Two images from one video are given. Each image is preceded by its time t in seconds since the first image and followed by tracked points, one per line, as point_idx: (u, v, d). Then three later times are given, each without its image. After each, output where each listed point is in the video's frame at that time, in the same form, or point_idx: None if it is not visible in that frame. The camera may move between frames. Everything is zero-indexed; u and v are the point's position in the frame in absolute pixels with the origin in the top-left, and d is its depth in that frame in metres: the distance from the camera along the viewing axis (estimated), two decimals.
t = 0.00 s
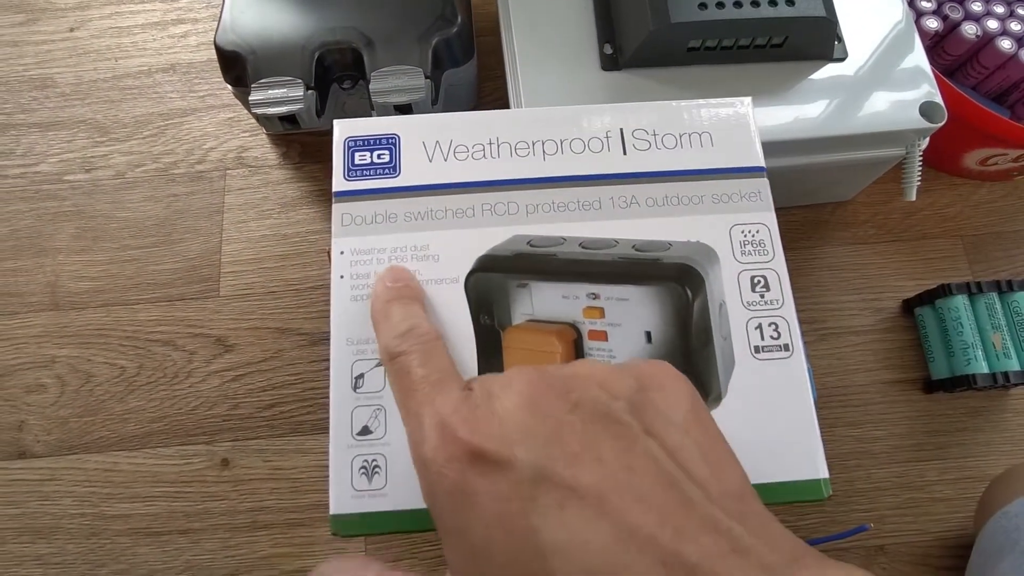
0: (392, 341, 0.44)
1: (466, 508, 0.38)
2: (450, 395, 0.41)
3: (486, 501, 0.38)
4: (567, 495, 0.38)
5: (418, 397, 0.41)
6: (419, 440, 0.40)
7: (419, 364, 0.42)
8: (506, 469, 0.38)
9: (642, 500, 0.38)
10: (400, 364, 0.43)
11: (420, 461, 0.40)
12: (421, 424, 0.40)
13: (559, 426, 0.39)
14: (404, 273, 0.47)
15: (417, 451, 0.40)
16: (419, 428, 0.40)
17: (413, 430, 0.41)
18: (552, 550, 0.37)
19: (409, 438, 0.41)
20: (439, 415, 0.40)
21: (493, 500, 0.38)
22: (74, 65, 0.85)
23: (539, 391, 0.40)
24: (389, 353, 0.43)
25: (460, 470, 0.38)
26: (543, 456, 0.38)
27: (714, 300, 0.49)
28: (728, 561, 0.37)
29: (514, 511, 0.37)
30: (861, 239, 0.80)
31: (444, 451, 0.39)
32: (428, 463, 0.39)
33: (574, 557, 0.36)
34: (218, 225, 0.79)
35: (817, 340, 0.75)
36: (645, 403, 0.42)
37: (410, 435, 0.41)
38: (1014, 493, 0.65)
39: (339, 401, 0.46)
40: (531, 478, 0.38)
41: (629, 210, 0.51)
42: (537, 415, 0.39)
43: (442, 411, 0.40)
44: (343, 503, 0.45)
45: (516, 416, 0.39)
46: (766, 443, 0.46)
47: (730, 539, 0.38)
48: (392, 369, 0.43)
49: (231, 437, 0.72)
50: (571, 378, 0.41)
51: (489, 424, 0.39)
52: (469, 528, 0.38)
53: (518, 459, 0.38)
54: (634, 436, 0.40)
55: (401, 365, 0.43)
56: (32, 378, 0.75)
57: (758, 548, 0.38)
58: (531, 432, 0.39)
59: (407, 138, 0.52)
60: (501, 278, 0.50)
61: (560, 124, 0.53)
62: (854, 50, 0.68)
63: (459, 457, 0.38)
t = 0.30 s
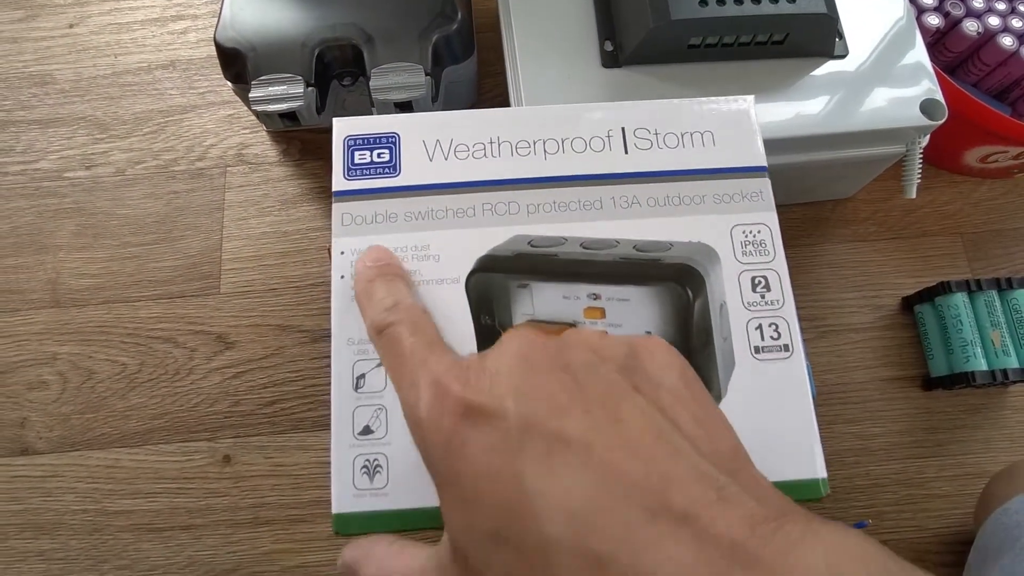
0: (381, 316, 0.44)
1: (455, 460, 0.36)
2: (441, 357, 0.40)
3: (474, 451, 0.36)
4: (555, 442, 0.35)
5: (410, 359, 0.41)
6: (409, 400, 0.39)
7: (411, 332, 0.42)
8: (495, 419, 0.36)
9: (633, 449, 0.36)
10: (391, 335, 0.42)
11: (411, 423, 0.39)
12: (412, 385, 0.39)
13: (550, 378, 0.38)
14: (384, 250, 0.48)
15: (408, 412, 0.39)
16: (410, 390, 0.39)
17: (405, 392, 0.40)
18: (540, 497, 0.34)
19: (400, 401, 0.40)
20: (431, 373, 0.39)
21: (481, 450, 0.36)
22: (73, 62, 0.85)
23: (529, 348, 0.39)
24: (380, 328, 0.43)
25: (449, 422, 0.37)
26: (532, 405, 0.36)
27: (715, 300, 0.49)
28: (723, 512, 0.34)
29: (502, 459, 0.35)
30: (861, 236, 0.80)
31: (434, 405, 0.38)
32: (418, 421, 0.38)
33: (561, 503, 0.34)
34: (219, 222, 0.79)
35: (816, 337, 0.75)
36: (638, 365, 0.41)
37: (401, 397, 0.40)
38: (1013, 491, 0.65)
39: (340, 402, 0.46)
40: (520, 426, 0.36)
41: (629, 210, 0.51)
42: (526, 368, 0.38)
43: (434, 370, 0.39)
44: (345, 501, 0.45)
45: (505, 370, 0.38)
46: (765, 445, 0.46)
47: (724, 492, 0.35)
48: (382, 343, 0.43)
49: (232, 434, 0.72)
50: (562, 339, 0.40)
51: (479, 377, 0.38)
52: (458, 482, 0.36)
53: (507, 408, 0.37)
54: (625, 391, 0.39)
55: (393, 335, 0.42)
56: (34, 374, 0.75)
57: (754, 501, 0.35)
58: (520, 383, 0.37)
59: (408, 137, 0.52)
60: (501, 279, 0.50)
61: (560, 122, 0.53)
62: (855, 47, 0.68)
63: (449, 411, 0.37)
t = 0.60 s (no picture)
0: (396, 291, 0.42)
1: (477, 433, 0.36)
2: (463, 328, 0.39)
3: (498, 425, 0.35)
4: (578, 418, 0.35)
5: (430, 329, 0.39)
6: (431, 373, 0.38)
7: (430, 304, 0.41)
8: (519, 392, 0.36)
9: (654, 428, 0.36)
10: (409, 306, 0.41)
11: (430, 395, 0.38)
12: (433, 356, 0.38)
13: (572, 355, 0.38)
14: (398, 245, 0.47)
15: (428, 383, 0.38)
16: (431, 360, 0.38)
17: (424, 363, 0.38)
18: (563, 472, 0.34)
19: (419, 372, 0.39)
20: (453, 344, 0.38)
21: (505, 423, 0.35)
22: (76, 60, 0.86)
23: (549, 323, 0.39)
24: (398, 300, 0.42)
25: (472, 393, 0.36)
26: (557, 380, 0.36)
27: (707, 292, 0.49)
28: (741, 491, 0.34)
29: (526, 433, 0.35)
30: (859, 235, 0.80)
31: (456, 376, 0.37)
32: (439, 393, 0.37)
33: (584, 479, 0.34)
34: (221, 220, 0.80)
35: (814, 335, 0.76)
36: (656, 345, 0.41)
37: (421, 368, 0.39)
38: (1008, 487, 0.66)
39: (338, 394, 0.46)
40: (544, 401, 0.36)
41: (623, 204, 0.50)
42: (550, 344, 0.38)
43: (456, 341, 0.38)
44: (344, 493, 0.45)
45: (529, 345, 0.37)
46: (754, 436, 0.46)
47: (742, 471, 0.35)
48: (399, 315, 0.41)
49: (235, 430, 0.73)
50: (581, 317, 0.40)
51: (503, 350, 0.37)
52: (479, 455, 0.35)
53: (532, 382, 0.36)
54: (646, 370, 0.38)
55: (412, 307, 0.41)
56: (38, 371, 0.76)
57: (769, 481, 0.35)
58: (544, 358, 0.37)
59: (404, 134, 0.52)
60: (497, 271, 0.50)
61: (556, 118, 0.53)
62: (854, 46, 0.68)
63: (473, 383, 0.36)
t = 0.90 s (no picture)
0: (393, 278, 0.43)
1: (467, 422, 0.36)
2: (453, 317, 0.38)
3: (486, 412, 0.35)
4: (564, 403, 0.35)
5: (421, 318, 0.39)
6: (422, 362, 0.38)
7: (424, 293, 0.40)
8: (505, 379, 0.35)
9: (641, 411, 0.35)
10: (404, 295, 0.41)
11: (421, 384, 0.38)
12: (424, 345, 0.38)
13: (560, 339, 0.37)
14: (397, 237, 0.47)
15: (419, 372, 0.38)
16: (421, 349, 0.38)
17: (415, 352, 0.38)
18: (550, 458, 0.34)
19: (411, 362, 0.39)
20: (442, 333, 0.38)
21: (493, 411, 0.35)
22: (76, 55, 0.86)
23: (538, 309, 0.38)
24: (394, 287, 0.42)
25: (461, 382, 0.36)
26: (543, 366, 0.36)
27: (705, 287, 0.49)
28: (730, 473, 0.33)
29: (514, 421, 0.35)
30: (859, 231, 0.80)
31: (445, 365, 0.37)
32: (429, 381, 0.37)
33: (571, 464, 0.34)
34: (222, 216, 0.80)
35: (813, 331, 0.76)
36: (647, 328, 0.40)
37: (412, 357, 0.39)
38: (1007, 483, 0.66)
39: (338, 388, 0.46)
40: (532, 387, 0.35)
41: (622, 199, 0.50)
42: (536, 329, 0.37)
43: (445, 330, 0.38)
44: (343, 486, 0.45)
45: (516, 331, 0.37)
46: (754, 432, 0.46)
47: (733, 454, 0.34)
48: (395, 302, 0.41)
49: (235, 425, 0.73)
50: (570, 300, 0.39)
51: (490, 337, 0.37)
52: (470, 443, 0.36)
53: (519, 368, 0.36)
54: (636, 354, 0.38)
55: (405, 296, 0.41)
56: (39, 366, 0.76)
57: (762, 463, 0.34)
58: (532, 344, 0.37)
59: (404, 130, 0.52)
60: (497, 267, 0.50)
61: (556, 114, 0.53)
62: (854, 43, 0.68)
63: (461, 372, 0.36)
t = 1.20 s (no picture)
0: (419, 267, 0.45)
1: (500, 413, 0.36)
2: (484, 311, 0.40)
3: (520, 405, 0.36)
4: (600, 399, 0.35)
5: (451, 309, 0.41)
6: (453, 351, 0.39)
7: (452, 284, 0.43)
8: (539, 374, 0.36)
9: (676, 410, 0.36)
10: (432, 283, 0.44)
11: (453, 376, 0.39)
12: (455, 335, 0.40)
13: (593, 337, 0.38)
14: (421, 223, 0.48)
15: (451, 362, 0.40)
16: (452, 339, 0.40)
17: (446, 342, 0.40)
18: (585, 453, 0.34)
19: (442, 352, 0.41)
20: (474, 324, 0.39)
21: (526, 404, 0.36)
22: (75, 51, 0.85)
23: (569, 305, 0.39)
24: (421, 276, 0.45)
25: (493, 374, 0.37)
26: (577, 362, 0.36)
27: (709, 284, 0.49)
28: (765, 475, 0.34)
29: (547, 415, 0.35)
30: (862, 229, 0.80)
31: (478, 356, 0.38)
32: (461, 371, 0.39)
33: (607, 459, 0.34)
34: (221, 213, 0.80)
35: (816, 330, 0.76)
36: (679, 327, 0.40)
37: (443, 346, 0.41)
38: (1011, 482, 0.66)
39: (339, 386, 0.46)
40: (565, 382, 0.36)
41: (625, 196, 0.50)
42: (570, 326, 0.38)
43: (478, 322, 0.39)
44: (344, 485, 0.44)
45: (549, 328, 0.38)
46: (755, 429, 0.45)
47: (764, 454, 0.35)
48: (423, 292, 0.44)
49: (235, 423, 0.73)
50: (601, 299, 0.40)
51: (523, 331, 0.38)
52: (501, 435, 0.36)
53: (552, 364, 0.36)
54: (669, 353, 0.38)
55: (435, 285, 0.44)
56: (38, 363, 0.76)
57: (792, 465, 0.35)
58: (564, 340, 0.37)
59: (405, 126, 0.51)
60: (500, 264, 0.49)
61: (558, 110, 0.52)
62: (858, 39, 0.68)
63: (495, 363, 0.37)
